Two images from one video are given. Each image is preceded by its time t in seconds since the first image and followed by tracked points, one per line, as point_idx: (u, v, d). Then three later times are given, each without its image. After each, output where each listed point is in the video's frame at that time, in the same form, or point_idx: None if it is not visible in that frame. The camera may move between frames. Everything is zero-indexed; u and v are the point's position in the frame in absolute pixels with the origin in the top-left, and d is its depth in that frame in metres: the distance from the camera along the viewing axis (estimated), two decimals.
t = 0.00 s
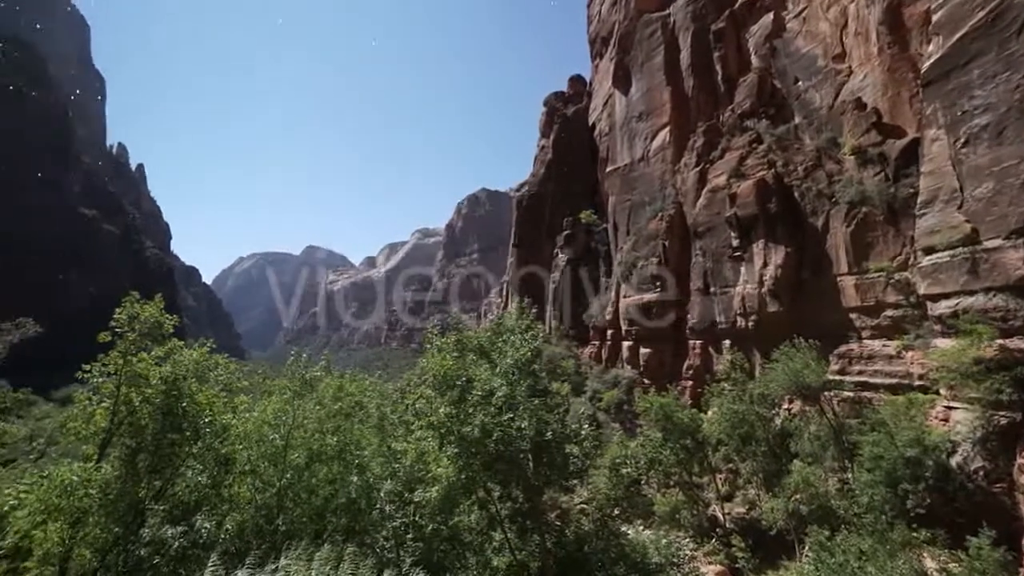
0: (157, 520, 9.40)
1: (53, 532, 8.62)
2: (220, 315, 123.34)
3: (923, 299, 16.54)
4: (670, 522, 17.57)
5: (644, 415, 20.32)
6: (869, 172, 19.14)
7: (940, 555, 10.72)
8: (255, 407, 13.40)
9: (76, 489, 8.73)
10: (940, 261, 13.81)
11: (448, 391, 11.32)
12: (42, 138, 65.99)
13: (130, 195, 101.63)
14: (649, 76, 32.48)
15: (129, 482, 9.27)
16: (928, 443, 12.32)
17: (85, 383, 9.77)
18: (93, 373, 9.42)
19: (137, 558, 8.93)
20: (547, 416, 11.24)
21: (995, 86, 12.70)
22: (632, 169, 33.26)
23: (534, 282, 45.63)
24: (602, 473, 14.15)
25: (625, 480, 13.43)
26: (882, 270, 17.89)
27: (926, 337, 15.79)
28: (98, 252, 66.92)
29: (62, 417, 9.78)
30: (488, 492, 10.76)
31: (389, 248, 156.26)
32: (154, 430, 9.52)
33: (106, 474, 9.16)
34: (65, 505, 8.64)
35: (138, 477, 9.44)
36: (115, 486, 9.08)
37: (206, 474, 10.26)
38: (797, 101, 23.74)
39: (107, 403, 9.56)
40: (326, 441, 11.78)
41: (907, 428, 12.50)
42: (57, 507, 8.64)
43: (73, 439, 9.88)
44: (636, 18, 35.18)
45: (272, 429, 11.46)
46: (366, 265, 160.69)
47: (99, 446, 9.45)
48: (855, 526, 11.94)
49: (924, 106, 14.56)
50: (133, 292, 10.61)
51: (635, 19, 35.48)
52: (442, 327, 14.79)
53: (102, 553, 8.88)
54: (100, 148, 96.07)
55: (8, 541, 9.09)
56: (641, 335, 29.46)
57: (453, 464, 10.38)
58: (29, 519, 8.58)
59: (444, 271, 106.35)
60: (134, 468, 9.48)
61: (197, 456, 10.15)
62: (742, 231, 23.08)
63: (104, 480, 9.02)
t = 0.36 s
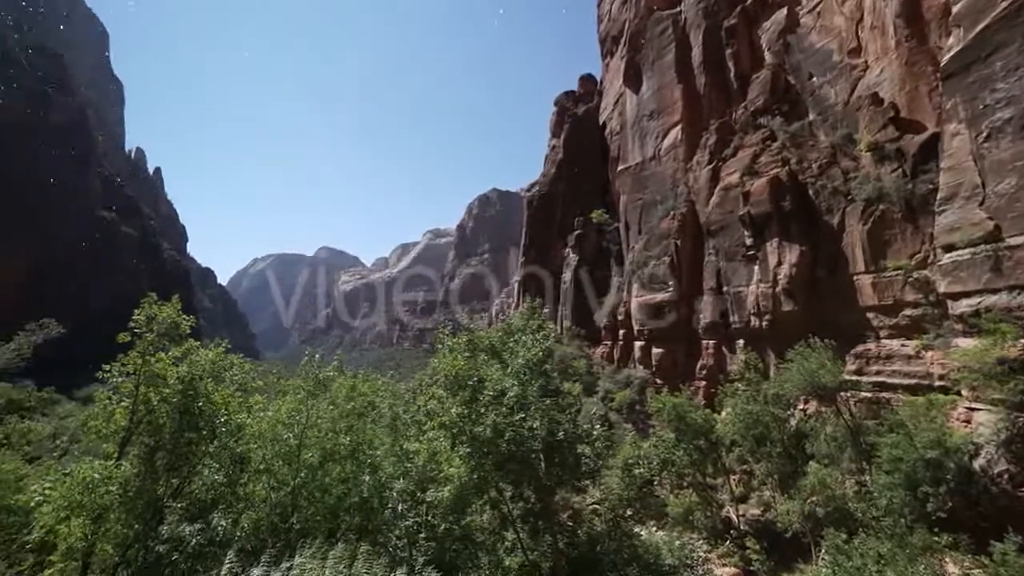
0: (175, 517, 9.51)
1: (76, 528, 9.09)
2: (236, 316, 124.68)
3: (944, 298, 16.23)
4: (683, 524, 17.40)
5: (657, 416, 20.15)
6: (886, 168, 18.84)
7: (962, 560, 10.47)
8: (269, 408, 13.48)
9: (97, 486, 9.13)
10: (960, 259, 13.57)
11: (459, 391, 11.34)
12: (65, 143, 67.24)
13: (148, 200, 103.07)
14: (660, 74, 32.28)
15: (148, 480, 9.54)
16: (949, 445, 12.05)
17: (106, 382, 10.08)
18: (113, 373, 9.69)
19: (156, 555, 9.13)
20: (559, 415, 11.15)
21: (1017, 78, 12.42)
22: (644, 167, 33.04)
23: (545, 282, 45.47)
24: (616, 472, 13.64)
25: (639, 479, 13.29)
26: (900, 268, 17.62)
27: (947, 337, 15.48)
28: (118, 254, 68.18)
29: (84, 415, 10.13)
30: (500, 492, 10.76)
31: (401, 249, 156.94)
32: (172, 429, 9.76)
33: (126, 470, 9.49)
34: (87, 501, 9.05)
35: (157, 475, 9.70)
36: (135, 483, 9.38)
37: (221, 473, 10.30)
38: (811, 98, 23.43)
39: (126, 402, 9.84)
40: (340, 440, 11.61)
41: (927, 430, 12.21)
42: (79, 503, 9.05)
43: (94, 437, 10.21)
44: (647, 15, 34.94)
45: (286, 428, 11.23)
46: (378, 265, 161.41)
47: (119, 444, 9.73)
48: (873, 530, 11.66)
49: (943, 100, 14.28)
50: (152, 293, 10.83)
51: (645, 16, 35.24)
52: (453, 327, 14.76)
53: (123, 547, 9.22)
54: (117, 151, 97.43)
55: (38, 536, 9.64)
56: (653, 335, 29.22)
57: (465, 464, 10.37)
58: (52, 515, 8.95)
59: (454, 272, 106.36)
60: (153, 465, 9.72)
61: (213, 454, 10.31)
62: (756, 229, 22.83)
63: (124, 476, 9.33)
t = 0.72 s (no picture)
0: (194, 514, 9.58)
1: (99, 524, 9.15)
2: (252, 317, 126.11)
3: (965, 297, 15.93)
4: (697, 525, 17.20)
5: (670, 416, 19.95)
6: (905, 165, 18.54)
7: (987, 566, 10.19)
8: (285, 407, 13.59)
9: (118, 484, 9.21)
10: (984, 257, 13.31)
11: (471, 391, 11.26)
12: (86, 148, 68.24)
13: (166, 202, 104.48)
14: (673, 72, 32.02)
15: (167, 478, 9.70)
16: (973, 448, 11.79)
17: (126, 382, 10.22)
18: (133, 373, 9.83)
19: (176, 552, 9.29)
20: (571, 415, 11.05)
21: None
22: (656, 166, 32.82)
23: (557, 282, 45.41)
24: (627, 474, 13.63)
25: (651, 481, 13.16)
26: (920, 266, 17.33)
27: (969, 336, 15.20)
28: (138, 257, 69.30)
29: (105, 413, 10.25)
30: (513, 492, 10.69)
31: (413, 250, 157.54)
32: (191, 427, 9.93)
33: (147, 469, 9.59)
34: (108, 498, 9.13)
35: (177, 472, 9.88)
36: (155, 481, 9.56)
37: (238, 471, 10.57)
38: (827, 93, 23.12)
39: (146, 401, 9.95)
40: (353, 440, 11.69)
41: (949, 432, 11.94)
42: (100, 500, 9.13)
43: (115, 435, 10.36)
44: (659, 12, 34.69)
45: (300, 429, 11.71)
46: (391, 266, 162.16)
47: (139, 442, 9.87)
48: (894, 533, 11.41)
49: (965, 94, 13.99)
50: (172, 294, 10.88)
51: (657, 14, 35.00)
52: (465, 328, 14.72)
53: (143, 544, 9.36)
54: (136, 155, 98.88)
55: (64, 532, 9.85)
56: (666, 334, 29.01)
57: (477, 464, 10.47)
58: (76, 512, 9.12)
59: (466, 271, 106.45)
60: (172, 463, 9.90)
61: (230, 452, 10.57)
62: (770, 227, 22.59)
63: (145, 475, 9.42)
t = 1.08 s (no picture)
0: (212, 512, 9.97)
1: (119, 520, 9.08)
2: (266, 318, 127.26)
3: (988, 295, 15.60)
4: (711, 527, 16.97)
5: (683, 417, 19.76)
6: (924, 160, 18.25)
7: (1012, 571, 9.93)
8: (297, 407, 13.65)
9: (137, 481, 9.09)
10: (1006, 254, 13.01)
11: (483, 391, 11.18)
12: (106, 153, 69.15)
13: (184, 204, 105.73)
14: (685, 70, 31.77)
15: (185, 477, 9.63)
16: (996, 450, 11.51)
17: (144, 381, 10.12)
18: (152, 372, 9.72)
19: (193, 549, 9.83)
20: (584, 416, 10.96)
21: None
22: (668, 165, 32.60)
23: (568, 281, 45.19)
24: (639, 476, 13.66)
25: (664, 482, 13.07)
26: (940, 264, 17.01)
27: (992, 336, 14.89)
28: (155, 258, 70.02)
29: (124, 412, 10.10)
30: (524, 492, 10.58)
31: (424, 250, 158.09)
32: (207, 426, 9.84)
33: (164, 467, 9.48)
34: (129, 494, 9.06)
35: (193, 470, 9.83)
36: (173, 479, 9.43)
37: (252, 470, 10.79)
38: (842, 89, 22.84)
39: (164, 400, 9.82)
40: (366, 439, 12.00)
41: (971, 434, 11.68)
42: (121, 497, 9.06)
43: (133, 433, 10.20)
44: (670, 10, 34.48)
45: (314, 430, 12.17)
46: (402, 266, 162.84)
47: (157, 441, 9.76)
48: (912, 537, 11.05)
49: (988, 87, 13.72)
50: (188, 295, 10.84)
51: (668, 12, 34.79)
52: (476, 328, 14.69)
53: (162, 540, 9.60)
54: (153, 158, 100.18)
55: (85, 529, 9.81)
56: (679, 334, 28.76)
57: (489, 464, 10.33)
58: (98, 507, 9.12)
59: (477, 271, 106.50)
60: (189, 461, 9.83)
61: (246, 452, 10.67)
62: (785, 226, 22.29)
63: (163, 473, 9.28)
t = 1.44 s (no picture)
0: (228, 510, 10.13)
1: (139, 516, 9.11)
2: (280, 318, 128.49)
3: (1012, 294, 15.23)
4: (726, 529, 16.72)
5: (697, 417, 19.55)
6: (944, 156, 17.91)
7: None
8: (311, 406, 13.77)
9: (156, 479, 9.10)
10: None
11: (495, 392, 11.08)
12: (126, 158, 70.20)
13: (201, 207, 107.18)
14: (696, 67, 31.48)
15: (202, 475, 9.69)
16: None
17: (163, 381, 10.22)
18: (170, 372, 9.83)
19: (211, 545, 10.04)
20: (596, 416, 10.89)
21: None
22: (680, 163, 32.33)
23: (580, 281, 45.02)
24: (653, 476, 13.47)
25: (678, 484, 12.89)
26: (962, 261, 16.68)
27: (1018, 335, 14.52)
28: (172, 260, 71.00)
29: (145, 411, 10.22)
30: (537, 492, 10.46)
31: (436, 251, 158.61)
32: (224, 426, 9.90)
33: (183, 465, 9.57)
34: (147, 491, 9.04)
35: (211, 470, 9.87)
36: (193, 477, 9.51)
37: (269, 468, 10.85)
38: (858, 85, 22.50)
39: (183, 399, 9.95)
40: (379, 438, 11.99)
41: (996, 436, 11.30)
42: (140, 495, 9.06)
43: (153, 432, 10.28)
44: (681, 7, 34.20)
45: (328, 429, 12.21)
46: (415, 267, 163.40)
47: (175, 440, 9.83)
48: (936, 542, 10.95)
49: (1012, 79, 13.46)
50: (205, 297, 10.92)
51: (679, 9, 34.50)
52: (488, 328, 14.62)
53: (181, 536, 9.70)
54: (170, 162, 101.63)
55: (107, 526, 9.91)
56: (692, 334, 28.50)
57: (502, 463, 10.21)
58: (119, 504, 9.11)
59: (490, 272, 106.70)
60: (206, 460, 9.86)
61: (262, 451, 10.69)
62: (800, 223, 21.98)
63: (181, 471, 9.33)
